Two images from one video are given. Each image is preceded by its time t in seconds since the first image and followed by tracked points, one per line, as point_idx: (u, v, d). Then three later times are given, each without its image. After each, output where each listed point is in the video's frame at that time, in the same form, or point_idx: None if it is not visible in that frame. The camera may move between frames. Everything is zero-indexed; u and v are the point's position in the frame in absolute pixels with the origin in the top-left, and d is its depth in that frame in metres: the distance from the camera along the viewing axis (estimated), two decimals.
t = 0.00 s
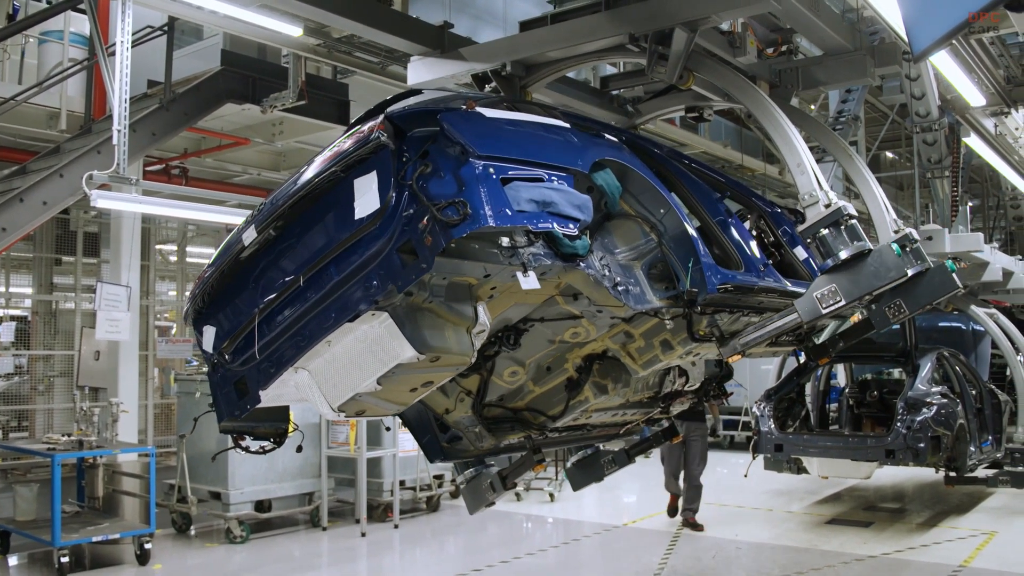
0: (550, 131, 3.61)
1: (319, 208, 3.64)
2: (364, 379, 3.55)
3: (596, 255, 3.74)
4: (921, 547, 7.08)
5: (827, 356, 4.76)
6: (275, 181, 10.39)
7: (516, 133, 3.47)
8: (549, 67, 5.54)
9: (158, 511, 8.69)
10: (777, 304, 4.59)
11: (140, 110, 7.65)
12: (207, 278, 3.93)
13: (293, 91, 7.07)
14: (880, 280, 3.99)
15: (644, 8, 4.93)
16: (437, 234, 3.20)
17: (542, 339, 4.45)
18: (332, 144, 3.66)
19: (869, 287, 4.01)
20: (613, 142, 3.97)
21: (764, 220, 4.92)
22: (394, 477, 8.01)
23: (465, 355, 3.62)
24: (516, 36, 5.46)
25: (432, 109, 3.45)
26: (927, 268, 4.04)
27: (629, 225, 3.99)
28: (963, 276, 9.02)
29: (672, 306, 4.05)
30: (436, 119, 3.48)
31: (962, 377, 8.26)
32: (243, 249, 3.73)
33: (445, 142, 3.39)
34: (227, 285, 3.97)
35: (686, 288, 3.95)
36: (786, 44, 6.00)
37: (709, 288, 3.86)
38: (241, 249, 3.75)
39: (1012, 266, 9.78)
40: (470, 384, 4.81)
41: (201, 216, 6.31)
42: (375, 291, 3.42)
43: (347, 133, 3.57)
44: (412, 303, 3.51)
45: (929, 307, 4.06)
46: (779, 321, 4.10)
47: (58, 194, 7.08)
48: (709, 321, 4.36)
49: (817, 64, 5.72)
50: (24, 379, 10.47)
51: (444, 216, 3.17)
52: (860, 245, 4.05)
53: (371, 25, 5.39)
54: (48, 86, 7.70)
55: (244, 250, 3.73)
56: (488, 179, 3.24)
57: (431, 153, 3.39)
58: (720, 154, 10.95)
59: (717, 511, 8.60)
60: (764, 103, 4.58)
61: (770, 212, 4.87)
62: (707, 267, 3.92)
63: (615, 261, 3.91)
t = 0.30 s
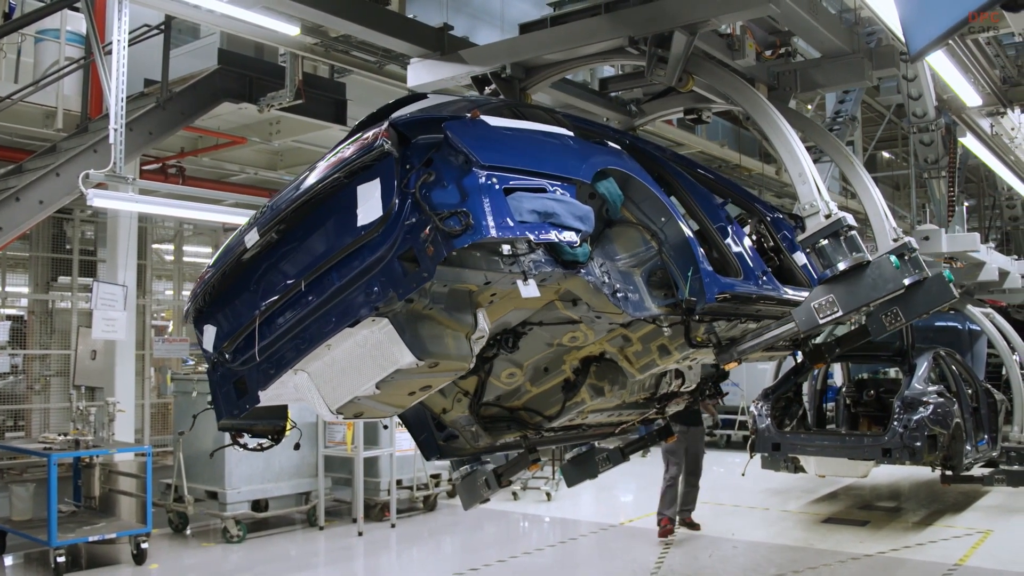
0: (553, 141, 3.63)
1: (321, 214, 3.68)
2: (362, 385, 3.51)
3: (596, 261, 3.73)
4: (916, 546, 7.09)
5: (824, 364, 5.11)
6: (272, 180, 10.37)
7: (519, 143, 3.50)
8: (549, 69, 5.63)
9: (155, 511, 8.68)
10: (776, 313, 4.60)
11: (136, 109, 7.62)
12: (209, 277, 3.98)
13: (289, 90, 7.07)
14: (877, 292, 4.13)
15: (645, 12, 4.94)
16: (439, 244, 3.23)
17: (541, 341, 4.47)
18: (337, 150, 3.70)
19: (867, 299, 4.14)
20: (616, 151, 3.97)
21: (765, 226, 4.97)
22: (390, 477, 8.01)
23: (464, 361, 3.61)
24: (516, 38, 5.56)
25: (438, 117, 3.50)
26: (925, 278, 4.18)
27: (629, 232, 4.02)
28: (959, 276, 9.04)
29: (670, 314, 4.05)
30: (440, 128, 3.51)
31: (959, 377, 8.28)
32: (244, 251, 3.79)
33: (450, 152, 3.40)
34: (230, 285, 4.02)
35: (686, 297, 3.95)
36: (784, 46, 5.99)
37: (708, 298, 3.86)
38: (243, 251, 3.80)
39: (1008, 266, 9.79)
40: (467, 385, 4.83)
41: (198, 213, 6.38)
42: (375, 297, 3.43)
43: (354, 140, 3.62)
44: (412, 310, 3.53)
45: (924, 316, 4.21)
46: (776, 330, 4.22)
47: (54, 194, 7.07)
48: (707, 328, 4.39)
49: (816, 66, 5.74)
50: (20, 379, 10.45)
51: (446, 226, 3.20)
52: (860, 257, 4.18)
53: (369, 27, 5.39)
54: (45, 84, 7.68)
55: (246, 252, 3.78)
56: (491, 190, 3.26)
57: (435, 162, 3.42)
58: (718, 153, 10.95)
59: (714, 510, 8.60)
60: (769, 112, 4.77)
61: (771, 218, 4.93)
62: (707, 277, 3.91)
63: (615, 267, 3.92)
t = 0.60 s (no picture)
0: (557, 150, 3.67)
1: (324, 217, 3.67)
2: (361, 387, 3.56)
3: (595, 267, 3.77)
4: (913, 544, 7.10)
5: (822, 367, 5.15)
6: (268, 179, 10.35)
7: (522, 151, 3.54)
8: (549, 71, 5.63)
9: (152, 511, 8.66)
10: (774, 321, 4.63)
11: (133, 108, 7.59)
12: (210, 277, 3.99)
13: (286, 89, 7.06)
14: (874, 301, 4.09)
15: (644, 15, 4.97)
16: (441, 253, 3.23)
17: (538, 344, 4.48)
18: (340, 154, 3.69)
19: (864, 308, 4.10)
20: (617, 158, 3.98)
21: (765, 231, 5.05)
22: (387, 476, 8.00)
23: (463, 366, 3.64)
24: (515, 40, 5.56)
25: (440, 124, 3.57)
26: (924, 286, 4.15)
27: (629, 237, 4.01)
28: (955, 275, 9.03)
29: (669, 321, 4.03)
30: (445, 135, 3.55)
31: (955, 376, 8.29)
32: (246, 252, 3.78)
33: (453, 160, 3.43)
34: (230, 285, 4.03)
35: (684, 304, 3.94)
36: (782, 47, 6.10)
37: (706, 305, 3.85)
38: (245, 252, 3.80)
39: (1004, 265, 9.80)
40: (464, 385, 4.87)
41: (195, 212, 6.42)
42: (376, 303, 3.42)
43: (356, 145, 3.60)
44: (412, 316, 3.52)
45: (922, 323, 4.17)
46: (772, 338, 4.37)
47: (50, 193, 7.05)
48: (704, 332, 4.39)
49: (813, 68, 5.72)
50: (17, 379, 10.44)
51: (447, 235, 3.21)
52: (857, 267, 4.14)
53: (367, 26, 5.38)
54: (40, 83, 7.65)
55: (247, 253, 3.78)
56: (493, 199, 3.30)
57: (437, 169, 3.44)
58: (714, 153, 10.95)
59: (711, 510, 8.60)
60: (769, 115, 4.76)
61: (772, 223, 5.01)
62: (705, 285, 3.91)
63: (615, 271, 3.91)
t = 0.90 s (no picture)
0: (559, 159, 3.70)
1: (323, 223, 3.69)
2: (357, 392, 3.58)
3: (593, 273, 3.72)
4: (910, 543, 7.07)
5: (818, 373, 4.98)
6: (263, 177, 10.30)
7: (523, 161, 3.56)
8: (548, 73, 5.62)
9: (146, 511, 8.62)
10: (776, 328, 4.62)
11: (126, 106, 7.55)
12: (208, 277, 3.99)
13: (280, 87, 7.04)
14: (873, 314, 4.12)
15: (641, 16, 4.95)
16: (439, 263, 3.26)
17: (535, 347, 4.45)
18: (340, 160, 3.69)
19: (862, 321, 4.13)
20: (618, 166, 3.98)
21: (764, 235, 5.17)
22: (382, 476, 7.97)
23: (459, 372, 3.65)
24: (514, 41, 5.56)
25: (442, 133, 3.62)
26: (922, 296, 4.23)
27: (628, 244, 3.98)
28: (953, 274, 8.99)
29: (665, 328, 4.00)
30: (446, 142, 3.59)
31: (953, 374, 8.26)
32: (244, 254, 3.80)
33: (454, 170, 3.47)
34: (228, 287, 4.04)
35: (680, 314, 3.93)
36: (780, 48, 5.98)
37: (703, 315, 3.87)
38: (243, 255, 3.82)
39: (1002, 264, 9.76)
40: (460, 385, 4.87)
41: (188, 212, 6.41)
42: (373, 310, 3.45)
43: (356, 151, 3.61)
44: (410, 322, 3.53)
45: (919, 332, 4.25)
46: (771, 346, 4.41)
47: (42, 191, 7.01)
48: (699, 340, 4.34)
49: (811, 69, 5.73)
50: (10, 379, 10.39)
51: (446, 245, 3.24)
52: (853, 278, 4.16)
53: (361, 25, 5.33)
54: (33, 81, 7.61)
55: (245, 256, 3.80)
56: (492, 209, 3.32)
57: (438, 177, 3.48)
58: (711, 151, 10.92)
59: (708, 509, 8.57)
60: (768, 119, 4.74)
61: (773, 228, 5.14)
62: (702, 294, 3.91)
63: (612, 279, 3.89)
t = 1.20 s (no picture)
0: (561, 165, 3.66)
1: (321, 226, 3.63)
2: (354, 395, 3.59)
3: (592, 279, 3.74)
4: (907, 544, 7.03)
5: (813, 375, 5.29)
6: (257, 175, 10.25)
7: (523, 166, 3.53)
8: (545, 73, 5.56)
9: (139, 512, 8.57)
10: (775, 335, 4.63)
11: (119, 103, 7.49)
12: (205, 277, 3.95)
13: (274, 84, 7.04)
14: (870, 324, 4.06)
15: (639, 15, 4.90)
16: (437, 271, 3.25)
17: (531, 350, 4.39)
18: (340, 164, 3.65)
19: (856, 330, 4.09)
20: (619, 171, 3.94)
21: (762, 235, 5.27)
22: (377, 476, 7.93)
23: (455, 377, 3.69)
24: (511, 41, 5.48)
25: (441, 138, 3.62)
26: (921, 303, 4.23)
27: (626, 250, 3.97)
28: (952, 273, 8.94)
29: (662, 334, 3.99)
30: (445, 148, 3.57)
31: (952, 373, 8.20)
32: (242, 255, 3.75)
33: (453, 175, 3.42)
34: (224, 286, 4.00)
35: (677, 320, 3.92)
36: (778, 47, 5.97)
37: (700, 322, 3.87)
38: (241, 255, 3.77)
39: (1001, 263, 9.71)
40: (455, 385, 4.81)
41: (182, 211, 6.38)
42: (370, 316, 3.41)
43: (356, 156, 3.57)
44: (407, 327, 3.57)
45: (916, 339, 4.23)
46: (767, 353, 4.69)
47: (34, 189, 6.95)
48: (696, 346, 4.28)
49: (808, 69, 5.68)
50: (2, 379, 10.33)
51: (445, 253, 3.21)
52: (852, 287, 4.12)
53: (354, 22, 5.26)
54: (25, 78, 7.55)
55: (244, 257, 3.75)
56: (491, 218, 3.31)
57: (438, 183, 3.42)
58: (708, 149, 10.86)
59: (705, 509, 8.53)
60: (768, 122, 4.73)
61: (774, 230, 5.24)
62: (700, 301, 3.90)
63: (609, 283, 3.89)
